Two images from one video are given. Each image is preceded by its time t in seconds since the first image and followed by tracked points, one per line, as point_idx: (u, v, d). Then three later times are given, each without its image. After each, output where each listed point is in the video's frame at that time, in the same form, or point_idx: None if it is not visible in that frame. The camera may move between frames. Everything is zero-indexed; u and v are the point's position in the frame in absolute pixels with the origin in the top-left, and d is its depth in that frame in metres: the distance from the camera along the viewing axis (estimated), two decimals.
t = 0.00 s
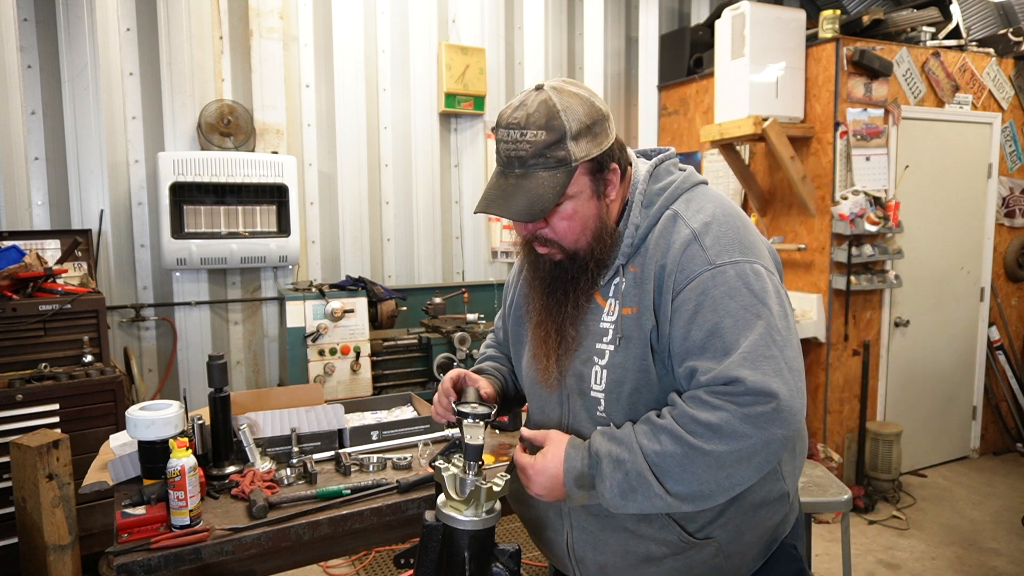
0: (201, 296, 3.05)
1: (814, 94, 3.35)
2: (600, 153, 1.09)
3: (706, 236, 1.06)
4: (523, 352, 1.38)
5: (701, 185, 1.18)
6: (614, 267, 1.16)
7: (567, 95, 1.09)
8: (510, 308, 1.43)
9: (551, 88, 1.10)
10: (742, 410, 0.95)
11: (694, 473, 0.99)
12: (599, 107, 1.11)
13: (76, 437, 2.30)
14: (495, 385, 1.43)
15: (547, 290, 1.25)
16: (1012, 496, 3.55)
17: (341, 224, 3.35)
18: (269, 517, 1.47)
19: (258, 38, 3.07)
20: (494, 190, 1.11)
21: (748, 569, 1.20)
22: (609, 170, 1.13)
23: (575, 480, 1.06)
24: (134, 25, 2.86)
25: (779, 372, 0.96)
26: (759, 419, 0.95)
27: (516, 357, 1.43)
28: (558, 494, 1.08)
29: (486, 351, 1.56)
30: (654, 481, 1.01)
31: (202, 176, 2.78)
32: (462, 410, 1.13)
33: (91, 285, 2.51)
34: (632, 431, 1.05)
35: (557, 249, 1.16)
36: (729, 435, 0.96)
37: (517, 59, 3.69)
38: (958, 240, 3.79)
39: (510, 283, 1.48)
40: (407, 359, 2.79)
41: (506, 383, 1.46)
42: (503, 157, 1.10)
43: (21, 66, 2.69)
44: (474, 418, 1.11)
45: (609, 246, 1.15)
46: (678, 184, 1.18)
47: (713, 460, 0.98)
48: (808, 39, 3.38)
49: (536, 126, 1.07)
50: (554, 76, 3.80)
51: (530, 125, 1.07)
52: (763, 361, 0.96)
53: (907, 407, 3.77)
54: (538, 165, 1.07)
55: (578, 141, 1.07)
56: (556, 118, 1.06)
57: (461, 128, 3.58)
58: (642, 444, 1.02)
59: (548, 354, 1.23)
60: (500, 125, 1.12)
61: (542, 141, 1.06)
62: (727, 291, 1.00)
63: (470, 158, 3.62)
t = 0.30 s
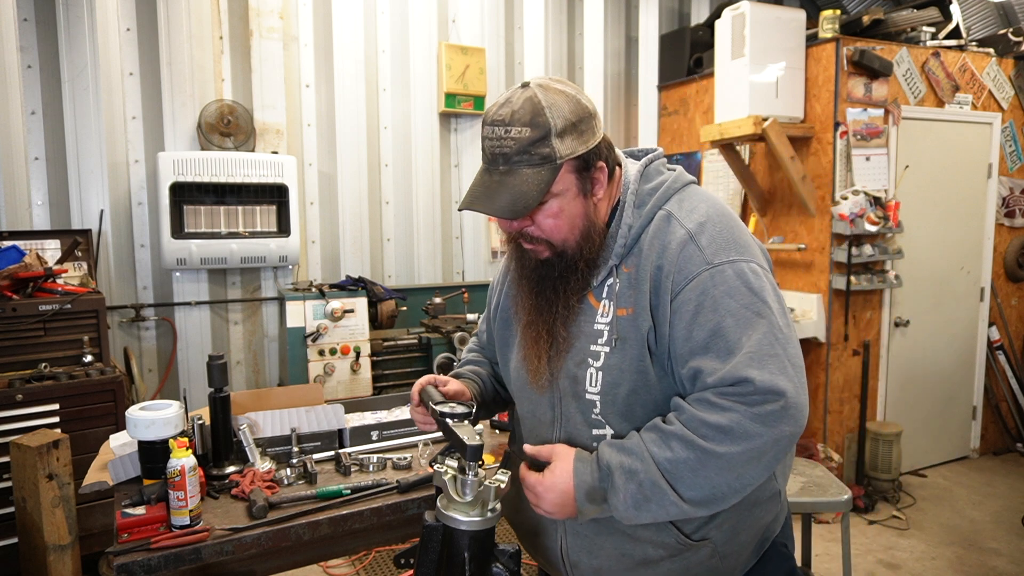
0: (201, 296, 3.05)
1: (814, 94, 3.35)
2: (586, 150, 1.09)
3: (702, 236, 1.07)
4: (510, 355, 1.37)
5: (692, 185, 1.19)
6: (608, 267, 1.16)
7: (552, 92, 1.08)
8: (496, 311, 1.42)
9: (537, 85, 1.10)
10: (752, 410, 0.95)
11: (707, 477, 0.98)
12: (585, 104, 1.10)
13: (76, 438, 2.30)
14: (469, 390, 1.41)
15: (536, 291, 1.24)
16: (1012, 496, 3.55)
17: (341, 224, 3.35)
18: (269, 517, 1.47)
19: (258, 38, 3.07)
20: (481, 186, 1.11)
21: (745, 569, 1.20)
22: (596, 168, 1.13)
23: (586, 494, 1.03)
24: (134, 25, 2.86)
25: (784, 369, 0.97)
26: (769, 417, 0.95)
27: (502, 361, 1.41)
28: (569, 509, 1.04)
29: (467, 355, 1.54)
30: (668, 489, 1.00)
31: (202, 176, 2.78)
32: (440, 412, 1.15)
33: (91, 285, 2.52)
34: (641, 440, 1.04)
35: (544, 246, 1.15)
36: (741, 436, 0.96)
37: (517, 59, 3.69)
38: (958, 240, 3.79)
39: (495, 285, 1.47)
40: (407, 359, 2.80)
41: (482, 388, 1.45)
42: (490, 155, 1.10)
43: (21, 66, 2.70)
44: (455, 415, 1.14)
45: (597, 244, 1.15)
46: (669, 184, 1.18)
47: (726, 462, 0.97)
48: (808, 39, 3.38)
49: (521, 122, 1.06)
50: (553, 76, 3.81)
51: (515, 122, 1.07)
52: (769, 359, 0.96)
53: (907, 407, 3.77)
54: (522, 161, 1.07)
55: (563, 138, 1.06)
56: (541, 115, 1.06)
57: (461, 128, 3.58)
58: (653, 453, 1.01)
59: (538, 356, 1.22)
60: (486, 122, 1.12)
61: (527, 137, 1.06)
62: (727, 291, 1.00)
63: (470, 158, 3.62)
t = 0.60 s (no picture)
0: (201, 296, 3.05)
1: (814, 94, 3.35)
2: (573, 147, 1.08)
3: (710, 237, 1.07)
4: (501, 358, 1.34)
5: (692, 185, 1.19)
6: (610, 269, 1.15)
7: (540, 87, 1.08)
8: (484, 313, 1.39)
9: (525, 81, 1.09)
10: (774, 412, 0.96)
11: (733, 483, 0.98)
12: (574, 100, 1.09)
13: (76, 438, 2.30)
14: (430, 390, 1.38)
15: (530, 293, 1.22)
16: (1012, 496, 3.55)
17: (341, 224, 3.35)
18: (269, 517, 1.47)
19: (258, 38, 3.07)
20: (467, 178, 1.10)
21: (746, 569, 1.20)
22: (586, 165, 1.11)
23: (613, 511, 1.00)
24: (134, 25, 2.86)
25: (800, 369, 0.98)
26: (791, 419, 0.97)
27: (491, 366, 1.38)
28: (594, 530, 1.01)
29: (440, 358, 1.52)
30: (697, 498, 0.99)
31: (202, 176, 2.78)
32: (413, 414, 1.12)
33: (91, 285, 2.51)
34: (663, 452, 1.02)
35: (531, 244, 1.14)
36: (766, 439, 0.97)
37: (517, 59, 3.69)
38: (958, 240, 3.79)
39: (480, 286, 1.44)
40: (407, 359, 2.81)
41: (448, 390, 1.41)
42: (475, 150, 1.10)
43: (21, 66, 2.70)
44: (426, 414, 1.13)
45: (588, 243, 1.14)
46: (670, 184, 1.17)
47: (751, 466, 0.97)
48: (808, 39, 3.38)
49: (505, 117, 1.06)
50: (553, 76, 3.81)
51: (500, 116, 1.07)
52: (786, 360, 0.97)
53: (907, 407, 3.77)
54: (506, 156, 1.06)
55: (548, 133, 1.06)
56: (526, 109, 1.06)
57: (462, 128, 3.58)
58: (679, 463, 1.00)
59: (536, 359, 1.20)
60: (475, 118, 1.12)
61: (510, 132, 1.06)
62: (740, 292, 1.01)
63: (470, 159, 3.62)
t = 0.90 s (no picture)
0: (201, 296, 3.05)
1: (814, 94, 3.35)
2: (563, 137, 1.07)
3: (719, 237, 1.08)
4: (494, 362, 1.32)
5: (694, 184, 1.19)
6: (617, 271, 1.15)
7: (530, 77, 1.08)
8: (475, 316, 1.36)
9: (516, 72, 1.09)
10: (796, 412, 0.97)
11: (759, 486, 0.98)
12: (564, 90, 1.09)
13: (76, 438, 2.30)
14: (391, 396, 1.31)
15: (529, 294, 1.20)
16: (1012, 496, 3.55)
17: (341, 224, 3.35)
18: (269, 517, 1.47)
19: (258, 38, 3.07)
20: (457, 169, 1.10)
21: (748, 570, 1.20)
22: (579, 158, 1.11)
23: (643, 525, 0.98)
24: (134, 25, 2.86)
25: (816, 367, 0.99)
26: (811, 417, 0.97)
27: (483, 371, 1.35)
28: (625, 547, 0.98)
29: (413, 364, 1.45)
30: (726, 504, 0.98)
31: (202, 176, 2.78)
32: (388, 422, 1.07)
33: (91, 285, 2.51)
34: (688, 460, 1.01)
35: (527, 240, 1.14)
36: (790, 440, 0.97)
37: (517, 59, 3.70)
38: (958, 240, 3.79)
39: (468, 287, 1.41)
40: (406, 359, 2.82)
41: (415, 396, 1.34)
42: (464, 141, 1.10)
43: (21, 66, 2.70)
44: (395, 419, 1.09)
45: (584, 239, 1.13)
46: (674, 184, 1.17)
47: (776, 468, 0.97)
48: (808, 39, 3.38)
49: (493, 107, 1.07)
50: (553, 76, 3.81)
51: (488, 107, 1.07)
52: (802, 360, 0.98)
53: (908, 407, 3.77)
54: (493, 146, 1.06)
55: (537, 123, 1.05)
56: (515, 99, 1.05)
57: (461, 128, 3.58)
58: (705, 469, 0.99)
59: (538, 363, 1.19)
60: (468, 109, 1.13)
61: (498, 121, 1.06)
62: (753, 293, 1.02)
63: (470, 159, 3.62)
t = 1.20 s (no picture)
0: (201, 296, 3.05)
1: (814, 94, 3.35)
2: (568, 129, 1.07)
3: (732, 239, 1.08)
4: (493, 365, 1.28)
5: (700, 185, 1.19)
6: (629, 274, 1.13)
7: (535, 69, 1.07)
8: (470, 316, 1.32)
9: (521, 64, 1.09)
10: (814, 413, 0.98)
11: (779, 488, 0.98)
12: (569, 82, 1.09)
13: (76, 437, 2.30)
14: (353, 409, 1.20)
15: (533, 294, 1.18)
16: (1012, 496, 3.55)
17: (341, 224, 3.35)
18: (269, 517, 1.47)
19: (258, 38, 3.07)
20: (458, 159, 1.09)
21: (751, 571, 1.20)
22: (584, 152, 1.10)
23: (668, 534, 0.95)
24: (134, 25, 2.86)
25: (829, 367, 1.01)
26: (827, 418, 0.98)
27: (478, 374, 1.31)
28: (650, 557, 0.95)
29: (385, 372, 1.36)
30: (748, 508, 0.98)
31: (202, 176, 2.78)
32: (370, 435, 1.00)
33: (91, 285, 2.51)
34: (709, 465, 1.00)
35: (527, 236, 1.12)
36: (808, 441, 0.98)
37: (517, 59, 3.70)
38: (958, 240, 3.79)
39: (459, 285, 1.38)
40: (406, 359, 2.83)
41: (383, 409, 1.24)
42: (466, 132, 1.10)
43: (21, 66, 2.70)
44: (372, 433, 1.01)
45: (588, 237, 1.12)
46: (681, 184, 1.17)
47: (795, 469, 0.98)
48: (808, 39, 3.38)
49: (496, 97, 1.06)
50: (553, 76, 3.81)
51: (491, 97, 1.07)
52: (818, 361, 1.00)
53: (908, 407, 3.77)
54: (495, 136, 1.05)
55: (540, 113, 1.05)
56: (519, 89, 1.05)
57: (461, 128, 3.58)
58: (727, 474, 0.98)
59: (543, 364, 1.16)
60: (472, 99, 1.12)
61: (502, 111, 1.05)
62: (768, 294, 1.02)
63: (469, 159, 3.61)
